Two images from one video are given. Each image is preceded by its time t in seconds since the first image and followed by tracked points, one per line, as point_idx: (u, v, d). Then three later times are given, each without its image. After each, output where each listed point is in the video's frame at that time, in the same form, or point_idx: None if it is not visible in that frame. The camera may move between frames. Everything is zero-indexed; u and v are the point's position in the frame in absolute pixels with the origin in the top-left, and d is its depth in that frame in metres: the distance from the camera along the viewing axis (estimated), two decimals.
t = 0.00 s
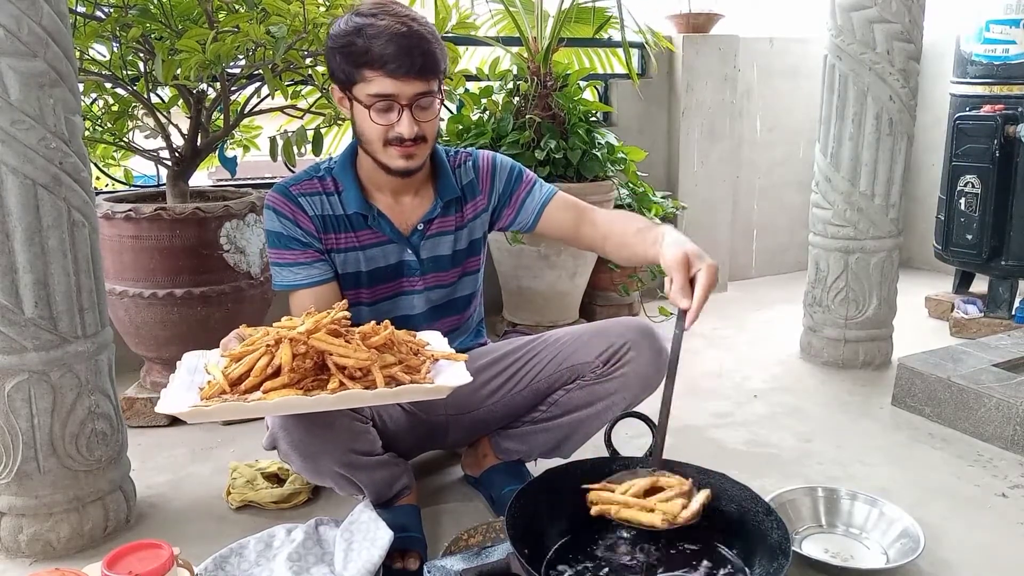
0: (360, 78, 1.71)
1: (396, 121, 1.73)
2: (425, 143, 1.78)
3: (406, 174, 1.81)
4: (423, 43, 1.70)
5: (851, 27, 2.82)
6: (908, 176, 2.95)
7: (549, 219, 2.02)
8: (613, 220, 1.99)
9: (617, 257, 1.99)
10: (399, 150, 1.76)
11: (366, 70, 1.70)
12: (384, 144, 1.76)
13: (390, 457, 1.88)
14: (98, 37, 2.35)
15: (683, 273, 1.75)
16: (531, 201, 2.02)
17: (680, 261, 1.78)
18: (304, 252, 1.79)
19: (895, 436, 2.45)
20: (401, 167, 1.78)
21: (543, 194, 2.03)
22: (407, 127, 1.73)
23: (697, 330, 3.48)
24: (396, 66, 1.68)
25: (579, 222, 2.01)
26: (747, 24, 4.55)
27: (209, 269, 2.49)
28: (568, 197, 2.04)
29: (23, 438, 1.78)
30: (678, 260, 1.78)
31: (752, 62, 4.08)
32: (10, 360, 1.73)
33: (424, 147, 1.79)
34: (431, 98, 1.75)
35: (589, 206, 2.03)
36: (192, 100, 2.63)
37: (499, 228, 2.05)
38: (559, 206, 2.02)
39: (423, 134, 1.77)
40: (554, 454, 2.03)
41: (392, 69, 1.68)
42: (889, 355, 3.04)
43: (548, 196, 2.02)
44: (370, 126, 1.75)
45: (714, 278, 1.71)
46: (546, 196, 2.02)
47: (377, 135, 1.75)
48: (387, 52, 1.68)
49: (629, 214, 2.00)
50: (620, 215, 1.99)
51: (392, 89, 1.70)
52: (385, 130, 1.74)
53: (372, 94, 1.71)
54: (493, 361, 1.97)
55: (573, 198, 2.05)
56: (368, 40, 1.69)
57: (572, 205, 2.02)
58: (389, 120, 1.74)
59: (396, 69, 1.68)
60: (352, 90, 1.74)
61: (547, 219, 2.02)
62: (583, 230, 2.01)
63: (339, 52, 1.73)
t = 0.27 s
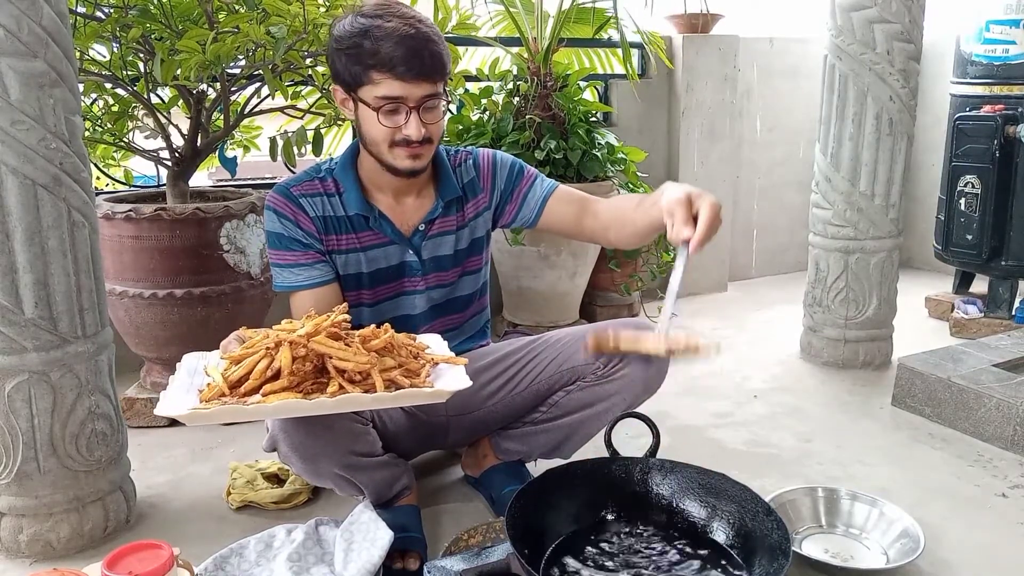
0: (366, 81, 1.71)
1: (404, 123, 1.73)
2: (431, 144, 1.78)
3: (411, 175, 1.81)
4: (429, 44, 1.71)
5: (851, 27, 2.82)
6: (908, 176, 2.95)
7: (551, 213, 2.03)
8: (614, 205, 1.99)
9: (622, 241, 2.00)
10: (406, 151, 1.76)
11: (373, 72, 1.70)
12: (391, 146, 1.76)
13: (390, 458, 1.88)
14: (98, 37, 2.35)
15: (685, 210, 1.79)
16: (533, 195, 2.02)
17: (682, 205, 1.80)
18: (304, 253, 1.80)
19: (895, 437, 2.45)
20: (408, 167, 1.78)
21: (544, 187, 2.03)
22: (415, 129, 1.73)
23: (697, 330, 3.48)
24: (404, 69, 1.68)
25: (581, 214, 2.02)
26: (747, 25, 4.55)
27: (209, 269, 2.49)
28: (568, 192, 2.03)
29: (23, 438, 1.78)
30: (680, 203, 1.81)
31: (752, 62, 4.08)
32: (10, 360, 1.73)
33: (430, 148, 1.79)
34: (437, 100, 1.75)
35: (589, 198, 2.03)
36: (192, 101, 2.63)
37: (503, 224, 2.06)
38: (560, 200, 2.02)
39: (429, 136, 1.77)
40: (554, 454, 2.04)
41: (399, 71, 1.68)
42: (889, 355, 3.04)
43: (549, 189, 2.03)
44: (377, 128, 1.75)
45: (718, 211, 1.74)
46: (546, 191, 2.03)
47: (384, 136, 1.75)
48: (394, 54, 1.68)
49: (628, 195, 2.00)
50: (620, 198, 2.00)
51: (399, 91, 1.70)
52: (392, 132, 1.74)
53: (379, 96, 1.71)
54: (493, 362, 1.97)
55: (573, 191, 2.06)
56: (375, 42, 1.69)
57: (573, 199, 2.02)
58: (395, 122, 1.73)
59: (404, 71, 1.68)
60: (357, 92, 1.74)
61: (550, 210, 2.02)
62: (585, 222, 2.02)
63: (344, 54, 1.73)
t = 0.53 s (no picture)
0: (370, 81, 1.71)
1: (406, 124, 1.73)
2: (433, 146, 1.78)
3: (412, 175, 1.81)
4: (434, 46, 1.71)
5: (851, 27, 2.82)
6: (908, 176, 2.95)
7: (552, 217, 2.03)
8: (614, 218, 1.99)
9: (620, 252, 1.98)
10: (408, 152, 1.76)
11: (377, 73, 1.70)
12: (393, 147, 1.76)
13: (390, 458, 1.87)
14: (98, 37, 2.35)
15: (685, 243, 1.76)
16: (532, 203, 2.02)
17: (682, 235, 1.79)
18: (304, 253, 1.79)
19: (895, 436, 2.45)
20: (410, 168, 1.78)
21: (544, 196, 2.03)
22: (418, 131, 1.73)
23: (697, 330, 3.48)
24: (408, 70, 1.68)
25: (580, 222, 2.02)
26: (747, 25, 4.55)
27: (209, 269, 2.49)
28: (569, 199, 2.04)
29: (23, 438, 1.78)
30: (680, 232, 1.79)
31: (752, 62, 4.08)
32: (10, 360, 1.73)
33: (432, 150, 1.79)
34: (440, 101, 1.75)
35: (590, 207, 2.03)
36: (192, 101, 2.63)
37: (502, 229, 2.05)
38: (560, 208, 2.02)
39: (432, 138, 1.77)
40: (554, 454, 2.04)
41: (403, 73, 1.68)
42: (889, 355, 3.04)
43: (549, 198, 2.03)
44: (379, 129, 1.75)
45: (718, 244, 1.71)
46: (546, 198, 2.03)
47: (386, 138, 1.75)
48: (399, 55, 1.68)
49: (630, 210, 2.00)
50: (622, 210, 1.99)
51: (402, 92, 1.70)
52: (395, 133, 1.74)
53: (383, 97, 1.71)
54: (493, 362, 1.97)
55: (575, 199, 2.05)
56: (379, 43, 1.69)
57: (573, 206, 2.02)
58: (398, 124, 1.73)
59: (408, 73, 1.68)
60: (360, 93, 1.74)
61: (550, 219, 2.03)
62: (584, 231, 2.02)
63: (348, 55, 1.73)
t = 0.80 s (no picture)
0: (374, 82, 1.71)
1: (409, 125, 1.73)
2: (435, 147, 1.78)
3: (414, 176, 1.81)
4: (437, 47, 1.71)
5: (851, 27, 2.82)
6: (908, 176, 2.95)
7: (551, 218, 2.02)
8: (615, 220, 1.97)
9: (620, 257, 1.97)
10: (411, 153, 1.76)
11: (381, 74, 1.70)
12: (396, 148, 1.76)
13: (390, 458, 1.87)
14: (98, 37, 2.35)
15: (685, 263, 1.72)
16: (533, 203, 2.02)
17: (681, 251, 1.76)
18: (305, 253, 1.79)
19: (895, 436, 2.45)
20: (412, 169, 1.79)
21: (545, 197, 2.03)
22: (420, 131, 1.73)
23: (697, 330, 3.48)
24: (412, 71, 1.68)
25: (580, 223, 2.01)
26: (747, 24, 4.55)
27: (209, 269, 2.49)
28: (569, 199, 2.03)
29: (23, 438, 1.78)
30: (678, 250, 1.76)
31: (752, 62, 4.08)
32: (10, 360, 1.73)
33: (435, 151, 1.79)
34: (443, 102, 1.75)
35: (591, 208, 2.02)
36: (192, 101, 2.63)
37: (502, 229, 2.05)
38: (560, 208, 2.02)
39: (435, 138, 1.77)
40: (554, 454, 2.04)
41: (407, 74, 1.68)
42: (889, 355, 3.04)
43: (550, 198, 2.03)
44: (382, 129, 1.75)
45: (715, 268, 1.70)
46: (546, 198, 2.03)
47: (389, 138, 1.75)
48: (403, 56, 1.68)
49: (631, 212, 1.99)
50: (624, 214, 1.98)
51: (406, 93, 1.70)
52: (397, 133, 1.74)
53: (386, 98, 1.71)
54: (493, 362, 1.97)
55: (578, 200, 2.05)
56: (384, 44, 1.69)
57: (574, 207, 2.02)
58: (401, 124, 1.73)
59: (412, 74, 1.68)
60: (364, 93, 1.74)
61: (550, 219, 2.02)
62: (584, 231, 2.01)
63: (352, 55, 1.73)
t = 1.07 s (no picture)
0: (377, 83, 1.71)
1: (413, 126, 1.73)
2: (438, 148, 1.78)
3: (417, 177, 1.81)
4: (442, 49, 1.71)
5: (851, 27, 2.82)
6: (909, 176, 2.95)
7: (552, 213, 2.03)
8: (615, 203, 1.99)
9: (622, 238, 1.99)
10: (414, 154, 1.76)
11: (385, 75, 1.70)
12: (399, 148, 1.76)
13: (390, 458, 1.87)
14: (98, 37, 2.35)
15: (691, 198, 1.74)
16: (535, 196, 2.02)
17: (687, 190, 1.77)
18: (307, 253, 1.79)
19: (896, 436, 2.45)
20: (415, 170, 1.79)
21: (545, 189, 2.03)
22: (424, 133, 1.74)
23: (697, 330, 3.48)
24: (416, 73, 1.68)
25: (581, 213, 2.02)
26: (747, 24, 4.55)
27: (209, 269, 2.49)
28: (569, 193, 2.04)
29: (23, 438, 1.78)
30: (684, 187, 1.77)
31: (752, 62, 4.08)
32: (10, 360, 1.73)
33: (438, 152, 1.79)
34: (447, 103, 1.75)
35: (590, 198, 2.03)
36: (192, 101, 2.63)
37: (504, 226, 2.05)
38: (561, 200, 2.03)
39: (438, 139, 1.77)
40: (554, 454, 2.04)
41: (411, 75, 1.68)
42: (889, 355, 3.04)
43: (550, 191, 2.03)
44: (386, 130, 1.75)
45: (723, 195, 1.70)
46: (547, 191, 2.03)
47: (392, 139, 1.75)
48: (408, 57, 1.68)
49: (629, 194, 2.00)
50: (623, 197, 2.00)
51: (410, 94, 1.70)
52: (401, 135, 1.74)
53: (390, 99, 1.71)
54: (493, 362, 1.97)
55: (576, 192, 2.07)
56: (388, 45, 1.69)
57: (574, 198, 2.03)
58: (404, 126, 1.73)
59: (416, 75, 1.68)
60: (367, 93, 1.74)
61: (551, 212, 2.03)
62: (586, 220, 2.02)
63: (356, 55, 1.73)
